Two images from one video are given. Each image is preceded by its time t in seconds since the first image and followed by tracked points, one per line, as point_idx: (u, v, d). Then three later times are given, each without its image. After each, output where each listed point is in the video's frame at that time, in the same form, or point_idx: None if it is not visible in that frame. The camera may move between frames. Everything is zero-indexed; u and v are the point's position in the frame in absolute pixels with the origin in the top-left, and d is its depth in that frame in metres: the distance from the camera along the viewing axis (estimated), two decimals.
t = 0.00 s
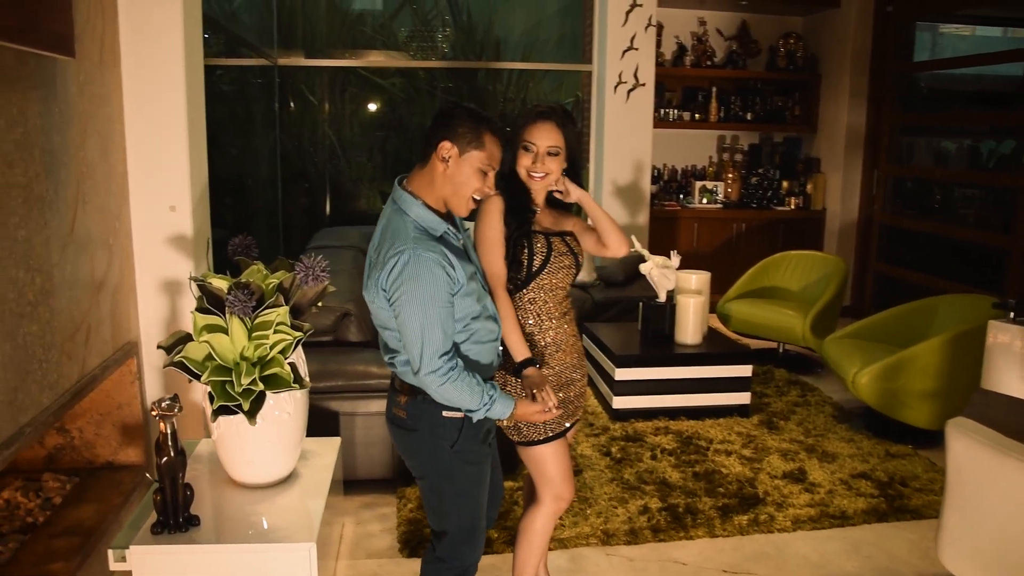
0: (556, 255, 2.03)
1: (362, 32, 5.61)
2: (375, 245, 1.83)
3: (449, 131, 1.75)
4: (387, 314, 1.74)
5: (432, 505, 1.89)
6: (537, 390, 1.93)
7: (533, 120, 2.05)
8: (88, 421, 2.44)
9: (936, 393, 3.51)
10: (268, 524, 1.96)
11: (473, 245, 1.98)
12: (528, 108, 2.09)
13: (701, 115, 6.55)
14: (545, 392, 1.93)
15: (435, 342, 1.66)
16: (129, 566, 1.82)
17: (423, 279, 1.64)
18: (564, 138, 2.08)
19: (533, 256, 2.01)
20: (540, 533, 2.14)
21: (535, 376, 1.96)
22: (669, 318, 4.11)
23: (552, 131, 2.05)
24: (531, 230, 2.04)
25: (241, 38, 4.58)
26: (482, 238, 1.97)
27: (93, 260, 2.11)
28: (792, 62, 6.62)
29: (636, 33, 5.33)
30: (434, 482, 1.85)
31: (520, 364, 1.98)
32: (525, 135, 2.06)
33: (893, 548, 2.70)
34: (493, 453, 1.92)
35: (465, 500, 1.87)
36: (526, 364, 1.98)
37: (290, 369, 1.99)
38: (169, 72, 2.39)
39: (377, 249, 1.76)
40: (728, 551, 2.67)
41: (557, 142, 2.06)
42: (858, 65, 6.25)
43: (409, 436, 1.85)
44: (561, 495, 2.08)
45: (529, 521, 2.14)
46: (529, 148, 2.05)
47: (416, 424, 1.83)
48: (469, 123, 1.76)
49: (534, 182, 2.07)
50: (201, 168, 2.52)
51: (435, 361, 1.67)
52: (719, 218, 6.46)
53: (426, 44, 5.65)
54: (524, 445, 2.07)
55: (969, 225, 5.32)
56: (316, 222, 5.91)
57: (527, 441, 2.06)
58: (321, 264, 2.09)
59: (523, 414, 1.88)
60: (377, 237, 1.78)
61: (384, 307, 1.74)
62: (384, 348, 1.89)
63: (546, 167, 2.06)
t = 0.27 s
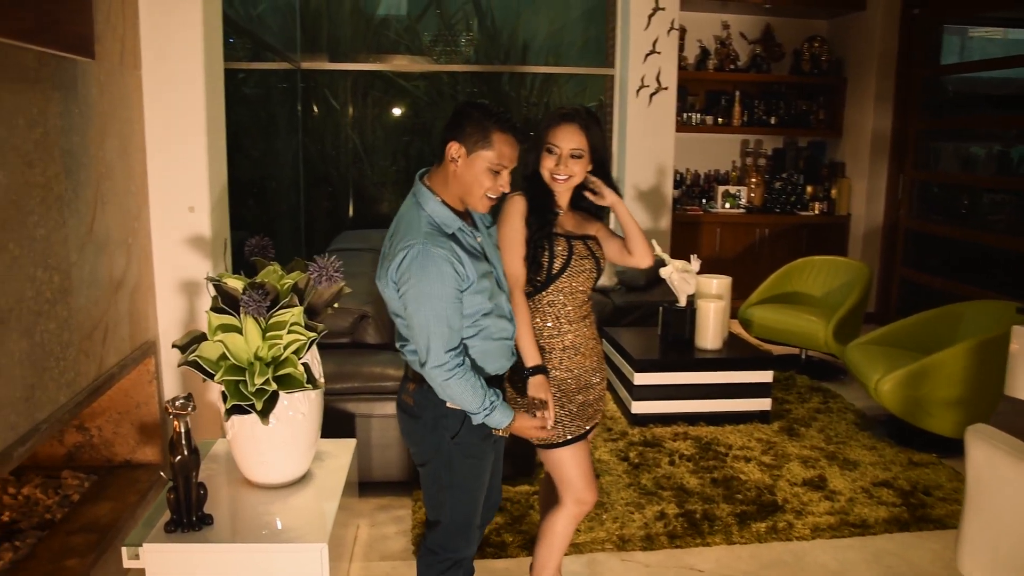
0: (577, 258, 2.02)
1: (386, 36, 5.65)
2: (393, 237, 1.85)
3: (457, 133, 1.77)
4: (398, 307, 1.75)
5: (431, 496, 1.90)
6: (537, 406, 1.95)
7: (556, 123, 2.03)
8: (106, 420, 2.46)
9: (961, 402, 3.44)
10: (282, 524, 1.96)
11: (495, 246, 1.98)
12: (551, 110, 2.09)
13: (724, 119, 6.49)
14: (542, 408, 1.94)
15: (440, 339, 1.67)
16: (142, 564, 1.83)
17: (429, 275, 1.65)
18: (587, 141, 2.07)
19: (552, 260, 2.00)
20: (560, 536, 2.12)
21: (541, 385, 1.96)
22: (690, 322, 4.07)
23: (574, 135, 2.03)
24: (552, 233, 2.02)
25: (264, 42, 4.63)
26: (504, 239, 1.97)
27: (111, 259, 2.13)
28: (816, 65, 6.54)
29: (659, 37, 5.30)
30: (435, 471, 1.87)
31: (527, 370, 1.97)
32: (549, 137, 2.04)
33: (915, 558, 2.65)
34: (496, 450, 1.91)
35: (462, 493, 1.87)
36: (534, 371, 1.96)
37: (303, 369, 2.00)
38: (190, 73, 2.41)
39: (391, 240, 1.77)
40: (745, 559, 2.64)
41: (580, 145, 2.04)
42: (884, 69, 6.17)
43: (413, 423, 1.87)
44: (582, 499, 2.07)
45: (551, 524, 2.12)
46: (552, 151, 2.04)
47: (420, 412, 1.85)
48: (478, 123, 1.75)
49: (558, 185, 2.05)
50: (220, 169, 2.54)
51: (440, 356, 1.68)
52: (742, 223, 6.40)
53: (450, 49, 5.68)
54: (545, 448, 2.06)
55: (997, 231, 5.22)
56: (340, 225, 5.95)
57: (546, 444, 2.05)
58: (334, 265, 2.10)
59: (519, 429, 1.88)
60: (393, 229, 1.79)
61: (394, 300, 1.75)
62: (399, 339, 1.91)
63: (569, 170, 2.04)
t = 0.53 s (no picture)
0: (604, 261, 2.01)
1: (413, 40, 5.69)
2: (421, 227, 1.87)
3: (473, 131, 1.77)
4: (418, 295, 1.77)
5: (444, 486, 1.91)
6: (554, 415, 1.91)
7: (579, 123, 2.01)
8: (128, 419, 2.48)
9: (991, 409, 3.37)
10: (299, 524, 1.96)
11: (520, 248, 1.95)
12: (575, 111, 2.06)
13: (750, 123, 6.42)
14: (559, 417, 1.91)
15: (453, 326, 1.67)
16: (160, 561, 1.84)
17: (448, 262, 1.66)
18: (611, 142, 2.04)
19: (581, 263, 1.98)
20: (581, 537, 2.10)
21: (563, 393, 1.92)
22: (714, 326, 4.03)
23: (599, 135, 2.00)
24: (580, 236, 1.99)
25: (291, 46, 4.67)
26: (531, 241, 1.95)
27: (134, 259, 2.16)
28: (844, 69, 6.45)
29: (685, 40, 5.26)
30: (447, 461, 1.88)
31: (550, 376, 1.94)
32: (572, 137, 2.02)
33: (941, 569, 2.59)
34: (510, 445, 1.90)
35: (473, 486, 1.87)
36: (557, 377, 1.93)
37: (321, 369, 2.01)
38: (215, 75, 2.43)
39: (417, 228, 1.79)
40: (766, 567, 2.59)
41: (604, 145, 2.01)
42: (913, 72, 6.07)
43: (429, 412, 1.89)
44: (605, 501, 2.05)
45: (572, 525, 2.10)
46: (576, 151, 2.01)
47: (435, 401, 1.87)
48: (493, 121, 1.74)
49: (584, 186, 2.02)
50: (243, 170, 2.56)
51: (454, 343, 1.68)
52: (768, 228, 6.33)
53: (476, 53, 5.70)
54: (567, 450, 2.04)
55: None
56: (366, 228, 5.98)
57: (569, 446, 2.01)
58: (353, 264, 2.11)
59: (524, 436, 1.82)
60: (420, 220, 1.82)
61: (416, 287, 1.77)
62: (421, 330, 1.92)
63: (592, 171, 2.01)
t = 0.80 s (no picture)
0: (625, 264, 1.99)
1: (442, 43, 5.72)
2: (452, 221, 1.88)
3: (495, 134, 1.78)
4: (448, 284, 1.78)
5: (477, 482, 1.91)
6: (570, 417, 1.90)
7: (601, 122, 1.98)
8: (154, 417, 2.51)
9: None
10: (321, 523, 1.97)
11: (540, 251, 1.90)
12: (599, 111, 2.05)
13: (780, 127, 6.34)
14: (571, 422, 1.90)
15: (481, 313, 1.68)
16: (182, 558, 1.85)
17: (479, 250, 1.67)
18: (635, 143, 2.02)
19: (602, 267, 1.96)
20: (600, 541, 2.08)
21: (580, 398, 1.90)
22: (741, 330, 3.98)
23: (622, 135, 1.97)
24: (602, 240, 1.96)
25: (321, 51, 4.71)
26: (550, 245, 1.90)
27: (161, 258, 2.18)
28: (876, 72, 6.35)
29: (713, 43, 5.23)
30: (474, 455, 1.87)
31: (569, 382, 1.91)
32: (594, 138, 1.99)
33: None
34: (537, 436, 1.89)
35: (503, 478, 1.86)
36: (576, 383, 1.91)
37: (343, 369, 2.02)
38: (242, 78, 2.45)
39: (447, 219, 1.80)
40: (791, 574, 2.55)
41: (625, 145, 1.98)
42: (946, 74, 5.97)
43: (453, 408, 1.89)
44: (624, 504, 2.03)
45: (591, 528, 2.09)
46: (597, 153, 1.98)
47: (459, 396, 1.86)
48: (513, 123, 1.74)
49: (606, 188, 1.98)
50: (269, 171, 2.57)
51: (481, 330, 1.69)
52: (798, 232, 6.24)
53: (505, 55, 5.71)
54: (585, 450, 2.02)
55: None
56: (394, 232, 6.01)
57: (587, 447, 2.00)
58: (375, 265, 2.11)
59: (536, 442, 1.78)
60: (450, 212, 1.82)
61: (445, 277, 1.78)
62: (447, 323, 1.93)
63: (614, 171, 1.98)
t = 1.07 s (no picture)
0: (644, 266, 1.96)
1: (472, 47, 5.73)
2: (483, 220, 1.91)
3: (520, 136, 1.80)
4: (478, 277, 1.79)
5: (502, 479, 1.90)
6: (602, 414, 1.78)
7: (625, 122, 1.95)
8: (181, 416, 2.54)
9: None
10: (343, 523, 1.97)
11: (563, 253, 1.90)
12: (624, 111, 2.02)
13: (811, 130, 6.25)
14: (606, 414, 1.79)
15: (510, 296, 1.68)
16: (204, 554, 1.87)
17: (511, 237, 1.68)
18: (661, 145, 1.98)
19: (620, 271, 1.95)
20: (621, 544, 2.06)
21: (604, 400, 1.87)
22: (770, 335, 3.92)
23: (646, 136, 1.94)
24: (621, 241, 1.95)
25: (351, 55, 4.75)
26: (571, 248, 1.90)
27: (187, 258, 2.21)
28: (909, 74, 6.24)
29: (743, 46, 5.18)
30: (498, 453, 1.86)
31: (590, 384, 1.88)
32: (619, 138, 1.96)
33: None
34: (563, 434, 1.87)
35: (528, 476, 1.85)
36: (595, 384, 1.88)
37: (366, 368, 2.03)
38: (270, 79, 2.47)
39: (478, 213, 1.82)
40: None
41: (649, 146, 1.94)
42: (982, 76, 5.85)
43: (478, 406, 1.88)
44: (644, 508, 2.01)
45: (613, 531, 2.07)
46: (621, 154, 1.95)
47: (483, 394, 1.85)
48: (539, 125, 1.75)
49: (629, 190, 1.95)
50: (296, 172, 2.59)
51: (508, 313, 1.68)
52: (829, 237, 6.15)
53: (534, 59, 5.71)
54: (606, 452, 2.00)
55: None
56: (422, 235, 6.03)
57: (606, 449, 1.99)
58: (399, 265, 2.11)
59: (575, 426, 1.70)
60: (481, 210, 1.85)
61: (476, 268, 1.79)
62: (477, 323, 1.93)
63: (637, 172, 1.94)
